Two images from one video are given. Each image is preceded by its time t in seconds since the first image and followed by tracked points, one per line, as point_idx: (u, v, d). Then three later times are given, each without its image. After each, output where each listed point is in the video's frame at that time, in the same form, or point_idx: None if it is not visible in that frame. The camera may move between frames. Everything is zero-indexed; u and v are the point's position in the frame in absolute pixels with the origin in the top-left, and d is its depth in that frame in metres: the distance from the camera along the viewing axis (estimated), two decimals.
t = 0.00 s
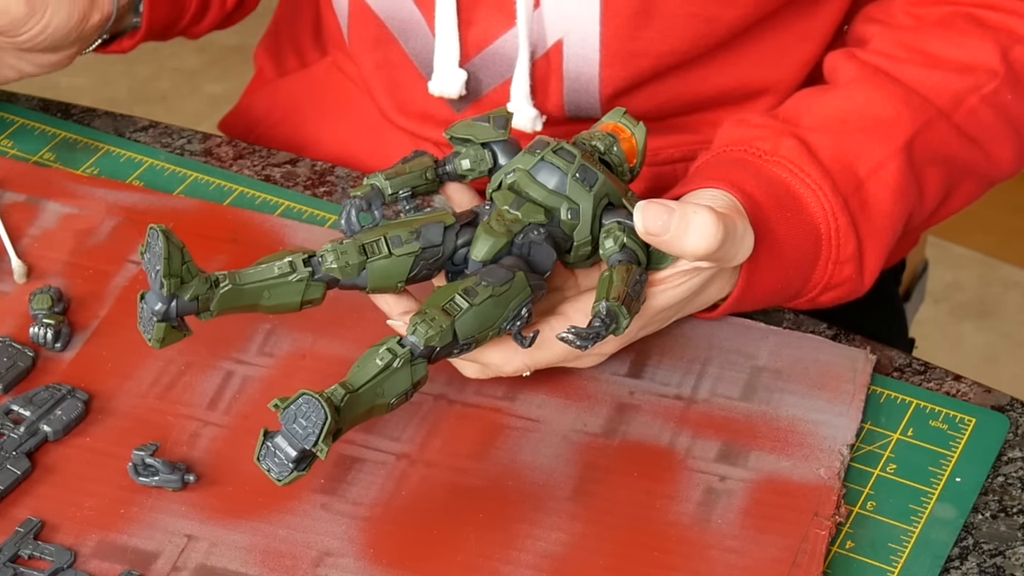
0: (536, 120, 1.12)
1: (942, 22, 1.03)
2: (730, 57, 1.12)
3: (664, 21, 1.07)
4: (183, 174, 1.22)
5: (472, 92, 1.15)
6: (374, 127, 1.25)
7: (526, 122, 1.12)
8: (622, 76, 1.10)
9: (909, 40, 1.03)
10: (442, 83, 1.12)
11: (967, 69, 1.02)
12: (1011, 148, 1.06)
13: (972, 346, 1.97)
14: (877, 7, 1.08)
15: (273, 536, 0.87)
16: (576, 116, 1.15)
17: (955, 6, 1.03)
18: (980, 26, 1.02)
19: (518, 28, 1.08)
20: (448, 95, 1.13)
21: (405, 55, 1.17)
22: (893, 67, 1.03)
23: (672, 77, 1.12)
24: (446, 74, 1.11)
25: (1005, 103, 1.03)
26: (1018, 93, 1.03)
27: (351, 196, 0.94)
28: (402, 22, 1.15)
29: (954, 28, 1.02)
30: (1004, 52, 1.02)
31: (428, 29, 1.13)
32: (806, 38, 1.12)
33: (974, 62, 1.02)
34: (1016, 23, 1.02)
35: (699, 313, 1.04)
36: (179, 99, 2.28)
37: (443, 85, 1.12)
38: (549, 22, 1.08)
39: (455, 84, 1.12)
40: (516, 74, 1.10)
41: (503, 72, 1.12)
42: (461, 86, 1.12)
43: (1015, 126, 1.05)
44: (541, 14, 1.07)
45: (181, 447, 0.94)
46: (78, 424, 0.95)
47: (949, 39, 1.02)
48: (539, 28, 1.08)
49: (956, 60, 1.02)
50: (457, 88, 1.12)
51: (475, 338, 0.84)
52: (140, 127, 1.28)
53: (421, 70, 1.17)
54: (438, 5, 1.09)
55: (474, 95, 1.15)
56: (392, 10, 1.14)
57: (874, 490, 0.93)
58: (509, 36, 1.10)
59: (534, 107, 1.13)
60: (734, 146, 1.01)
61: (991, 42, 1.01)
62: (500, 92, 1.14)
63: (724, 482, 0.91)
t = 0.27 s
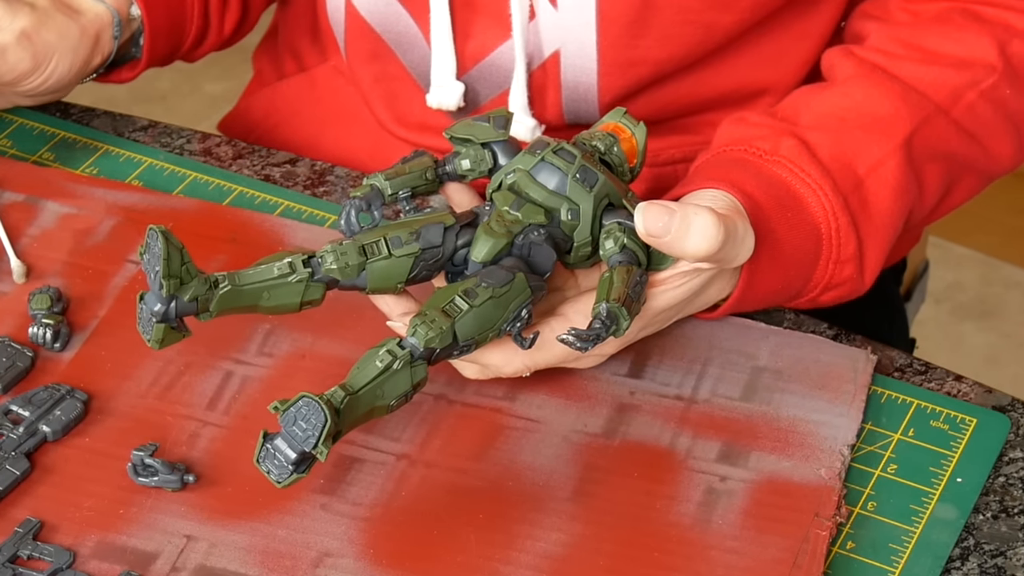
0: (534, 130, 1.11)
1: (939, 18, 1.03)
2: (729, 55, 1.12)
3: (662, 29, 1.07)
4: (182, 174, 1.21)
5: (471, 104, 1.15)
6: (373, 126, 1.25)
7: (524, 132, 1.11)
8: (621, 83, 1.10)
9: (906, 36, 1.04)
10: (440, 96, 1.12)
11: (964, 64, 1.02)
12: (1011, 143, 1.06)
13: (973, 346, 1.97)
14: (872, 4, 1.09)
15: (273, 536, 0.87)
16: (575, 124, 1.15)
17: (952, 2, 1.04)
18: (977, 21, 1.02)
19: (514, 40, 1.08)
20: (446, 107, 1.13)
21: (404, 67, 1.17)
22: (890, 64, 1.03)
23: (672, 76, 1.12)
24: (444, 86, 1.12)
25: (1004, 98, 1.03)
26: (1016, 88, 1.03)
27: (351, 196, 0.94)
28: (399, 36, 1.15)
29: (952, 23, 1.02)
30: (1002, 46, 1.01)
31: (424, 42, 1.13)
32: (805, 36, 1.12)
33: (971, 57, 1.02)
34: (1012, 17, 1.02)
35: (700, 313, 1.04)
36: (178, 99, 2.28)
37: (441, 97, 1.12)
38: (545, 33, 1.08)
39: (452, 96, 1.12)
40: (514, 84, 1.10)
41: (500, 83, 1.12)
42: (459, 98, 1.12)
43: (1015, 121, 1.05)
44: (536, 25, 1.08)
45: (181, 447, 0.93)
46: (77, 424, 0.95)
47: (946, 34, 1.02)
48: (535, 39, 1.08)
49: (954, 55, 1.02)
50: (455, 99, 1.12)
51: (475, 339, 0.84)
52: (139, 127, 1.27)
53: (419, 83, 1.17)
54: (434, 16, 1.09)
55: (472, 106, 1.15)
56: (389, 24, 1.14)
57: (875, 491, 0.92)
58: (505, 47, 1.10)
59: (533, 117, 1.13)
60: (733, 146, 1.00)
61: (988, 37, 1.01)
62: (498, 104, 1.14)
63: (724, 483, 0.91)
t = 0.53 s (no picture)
0: (534, 135, 1.12)
1: (940, 16, 1.03)
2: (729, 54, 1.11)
3: (658, 37, 1.07)
4: (182, 174, 1.21)
5: (469, 108, 1.15)
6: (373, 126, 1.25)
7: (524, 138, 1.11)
8: (618, 89, 1.10)
9: (908, 35, 1.03)
10: (438, 102, 1.12)
11: (965, 63, 1.02)
12: (1013, 143, 1.05)
13: (974, 346, 1.97)
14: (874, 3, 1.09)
15: (273, 537, 0.87)
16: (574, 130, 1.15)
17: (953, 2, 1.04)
18: (979, 20, 1.02)
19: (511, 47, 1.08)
20: (444, 113, 1.13)
21: (403, 74, 1.18)
22: (892, 63, 1.03)
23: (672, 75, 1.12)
24: (442, 93, 1.12)
25: (1005, 98, 1.02)
26: (1018, 87, 1.03)
27: (351, 196, 0.94)
28: (397, 42, 1.15)
29: (953, 22, 1.02)
30: (1003, 45, 1.01)
31: (423, 48, 1.14)
32: (805, 35, 1.12)
33: (973, 56, 1.01)
34: (1015, 16, 1.02)
35: (700, 313, 1.04)
36: (178, 99, 2.28)
37: (440, 103, 1.12)
38: (542, 40, 1.08)
39: (451, 102, 1.12)
40: (512, 90, 1.09)
41: (498, 89, 1.13)
42: (457, 104, 1.12)
43: (1016, 121, 1.04)
44: (533, 32, 1.08)
45: (180, 448, 0.93)
46: (76, 424, 0.95)
47: (948, 33, 1.02)
48: (533, 46, 1.09)
49: (955, 55, 1.02)
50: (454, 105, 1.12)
51: (475, 341, 0.84)
52: (139, 127, 1.27)
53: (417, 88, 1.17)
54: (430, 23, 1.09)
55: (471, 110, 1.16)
56: (387, 32, 1.15)
57: (875, 491, 0.92)
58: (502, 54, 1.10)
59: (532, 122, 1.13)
60: (734, 146, 1.00)
61: (990, 36, 1.01)
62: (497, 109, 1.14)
63: (725, 483, 0.91)
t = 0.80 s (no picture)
0: (531, 136, 1.11)
1: (942, 18, 1.03)
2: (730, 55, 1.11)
3: (658, 40, 1.07)
4: (181, 173, 1.21)
5: (466, 108, 1.15)
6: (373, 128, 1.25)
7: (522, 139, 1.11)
8: (618, 88, 1.10)
9: (910, 36, 1.03)
10: (434, 101, 1.12)
11: (967, 65, 1.01)
12: (1014, 144, 1.05)
13: (975, 346, 1.97)
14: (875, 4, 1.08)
15: (272, 537, 0.86)
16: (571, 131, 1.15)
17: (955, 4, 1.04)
18: (981, 22, 1.02)
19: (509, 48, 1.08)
20: (440, 112, 1.13)
21: (401, 73, 1.18)
22: (894, 64, 1.02)
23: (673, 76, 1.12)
24: (438, 92, 1.11)
25: (1007, 100, 1.02)
26: (1019, 89, 1.02)
27: (351, 196, 0.93)
28: (395, 42, 1.15)
29: (955, 23, 1.02)
30: (1005, 47, 1.01)
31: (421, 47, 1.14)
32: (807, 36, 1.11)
33: (975, 58, 1.01)
34: (1017, 19, 1.02)
35: (701, 313, 1.03)
36: (177, 98, 2.28)
37: (436, 102, 1.12)
38: (540, 42, 1.08)
39: (447, 102, 1.12)
40: (509, 91, 1.09)
41: (496, 89, 1.13)
42: (453, 103, 1.12)
43: (1018, 123, 1.04)
44: (531, 33, 1.07)
45: (179, 448, 0.93)
46: (75, 424, 0.95)
47: (950, 35, 1.01)
48: (531, 47, 1.08)
49: (957, 56, 1.02)
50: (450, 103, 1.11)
51: (475, 342, 0.84)
52: (138, 127, 1.27)
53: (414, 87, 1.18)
54: (426, 23, 1.08)
55: (468, 110, 1.16)
56: (385, 31, 1.15)
57: (876, 491, 0.92)
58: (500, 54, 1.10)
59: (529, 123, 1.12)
60: (735, 146, 1.00)
61: (992, 38, 1.01)
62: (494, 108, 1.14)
63: (725, 484, 0.91)
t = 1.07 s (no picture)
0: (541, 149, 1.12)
1: (947, 21, 1.02)
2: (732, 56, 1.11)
3: (659, 43, 1.07)
4: (181, 173, 1.21)
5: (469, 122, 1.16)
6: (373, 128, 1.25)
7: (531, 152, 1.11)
8: (619, 88, 1.10)
9: (913, 39, 1.02)
10: (437, 118, 1.13)
11: (971, 69, 1.00)
12: (1016, 147, 1.05)
13: (976, 346, 1.97)
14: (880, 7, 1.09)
15: (272, 538, 0.86)
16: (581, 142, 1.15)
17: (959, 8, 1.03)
18: (985, 25, 1.00)
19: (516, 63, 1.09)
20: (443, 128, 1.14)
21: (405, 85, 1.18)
22: (897, 66, 1.01)
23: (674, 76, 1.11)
24: (441, 108, 1.13)
25: (1009, 104, 1.01)
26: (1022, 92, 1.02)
27: (351, 197, 0.93)
28: (399, 54, 1.15)
29: (959, 27, 1.01)
30: (1010, 52, 1.00)
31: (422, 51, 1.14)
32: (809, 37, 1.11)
33: (979, 62, 1.00)
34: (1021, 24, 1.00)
35: (701, 313, 1.03)
36: (177, 98, 2.28)
37: (439, 119, 1.13)
38: (548, 55, 1.08)
39: (450, 118, 1.13)
40: (517, 104, 1.09)
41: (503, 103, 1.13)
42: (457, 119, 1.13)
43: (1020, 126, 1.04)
44: (539, 49, 1.08)
45: (179, 448, 0.93)
46: (75, 424, 0.95)
47: (953, 39, 1.00)
48: (539, 61, 1.09)
49: (960, 60, 1.01)
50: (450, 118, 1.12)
51: (477, 343, 0.84)
52: (137, 126, 1.27)
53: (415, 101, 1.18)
54: (432, 37, 1.09)
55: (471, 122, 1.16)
56: (388, 43, 1.14)
57: (877, 492, 0.92)
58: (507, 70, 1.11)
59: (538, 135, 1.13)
60: (737, 146, 1.00)
61: (996, 42, 0.99)
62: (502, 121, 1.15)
63: (726, 484, 0.91)
